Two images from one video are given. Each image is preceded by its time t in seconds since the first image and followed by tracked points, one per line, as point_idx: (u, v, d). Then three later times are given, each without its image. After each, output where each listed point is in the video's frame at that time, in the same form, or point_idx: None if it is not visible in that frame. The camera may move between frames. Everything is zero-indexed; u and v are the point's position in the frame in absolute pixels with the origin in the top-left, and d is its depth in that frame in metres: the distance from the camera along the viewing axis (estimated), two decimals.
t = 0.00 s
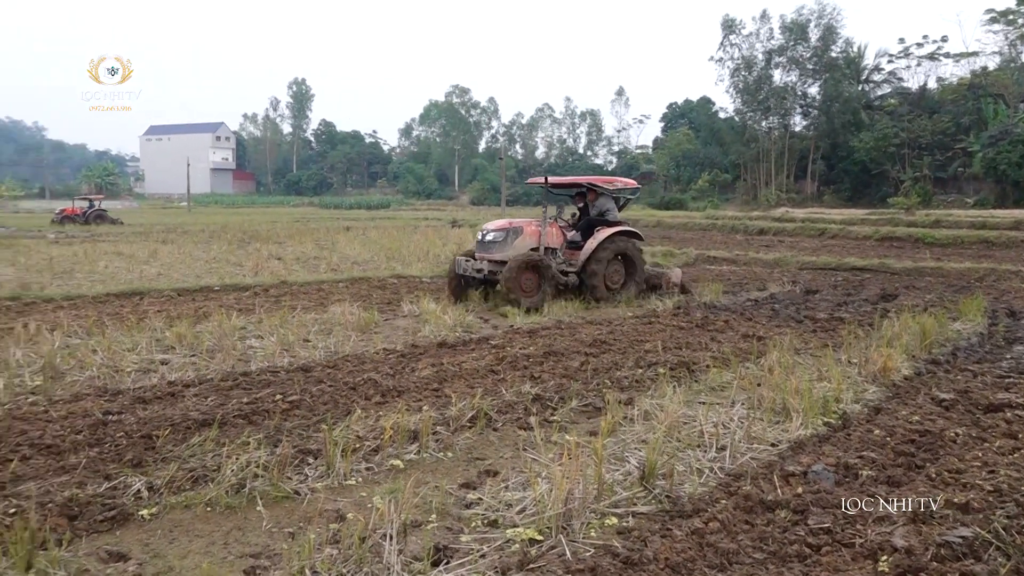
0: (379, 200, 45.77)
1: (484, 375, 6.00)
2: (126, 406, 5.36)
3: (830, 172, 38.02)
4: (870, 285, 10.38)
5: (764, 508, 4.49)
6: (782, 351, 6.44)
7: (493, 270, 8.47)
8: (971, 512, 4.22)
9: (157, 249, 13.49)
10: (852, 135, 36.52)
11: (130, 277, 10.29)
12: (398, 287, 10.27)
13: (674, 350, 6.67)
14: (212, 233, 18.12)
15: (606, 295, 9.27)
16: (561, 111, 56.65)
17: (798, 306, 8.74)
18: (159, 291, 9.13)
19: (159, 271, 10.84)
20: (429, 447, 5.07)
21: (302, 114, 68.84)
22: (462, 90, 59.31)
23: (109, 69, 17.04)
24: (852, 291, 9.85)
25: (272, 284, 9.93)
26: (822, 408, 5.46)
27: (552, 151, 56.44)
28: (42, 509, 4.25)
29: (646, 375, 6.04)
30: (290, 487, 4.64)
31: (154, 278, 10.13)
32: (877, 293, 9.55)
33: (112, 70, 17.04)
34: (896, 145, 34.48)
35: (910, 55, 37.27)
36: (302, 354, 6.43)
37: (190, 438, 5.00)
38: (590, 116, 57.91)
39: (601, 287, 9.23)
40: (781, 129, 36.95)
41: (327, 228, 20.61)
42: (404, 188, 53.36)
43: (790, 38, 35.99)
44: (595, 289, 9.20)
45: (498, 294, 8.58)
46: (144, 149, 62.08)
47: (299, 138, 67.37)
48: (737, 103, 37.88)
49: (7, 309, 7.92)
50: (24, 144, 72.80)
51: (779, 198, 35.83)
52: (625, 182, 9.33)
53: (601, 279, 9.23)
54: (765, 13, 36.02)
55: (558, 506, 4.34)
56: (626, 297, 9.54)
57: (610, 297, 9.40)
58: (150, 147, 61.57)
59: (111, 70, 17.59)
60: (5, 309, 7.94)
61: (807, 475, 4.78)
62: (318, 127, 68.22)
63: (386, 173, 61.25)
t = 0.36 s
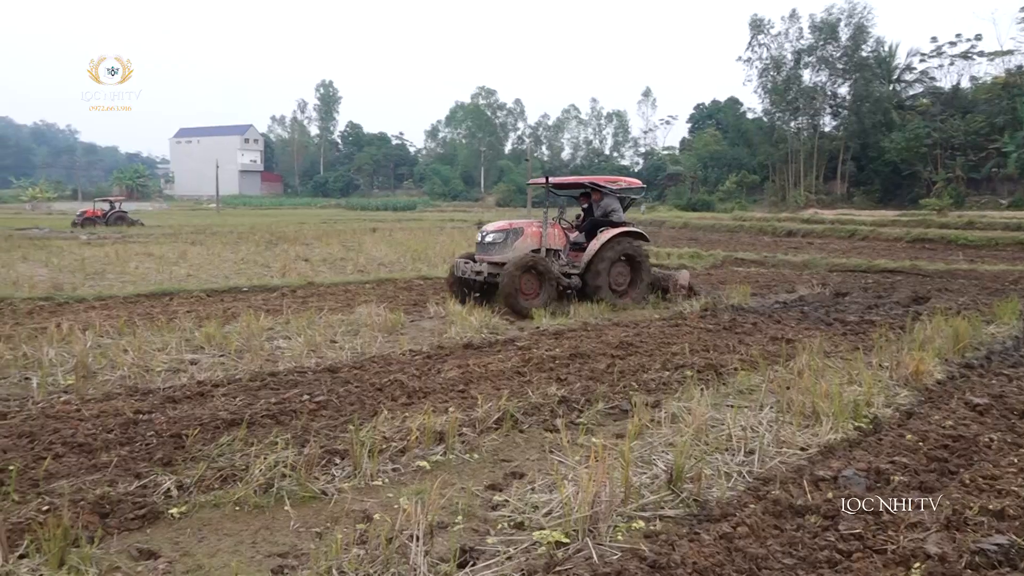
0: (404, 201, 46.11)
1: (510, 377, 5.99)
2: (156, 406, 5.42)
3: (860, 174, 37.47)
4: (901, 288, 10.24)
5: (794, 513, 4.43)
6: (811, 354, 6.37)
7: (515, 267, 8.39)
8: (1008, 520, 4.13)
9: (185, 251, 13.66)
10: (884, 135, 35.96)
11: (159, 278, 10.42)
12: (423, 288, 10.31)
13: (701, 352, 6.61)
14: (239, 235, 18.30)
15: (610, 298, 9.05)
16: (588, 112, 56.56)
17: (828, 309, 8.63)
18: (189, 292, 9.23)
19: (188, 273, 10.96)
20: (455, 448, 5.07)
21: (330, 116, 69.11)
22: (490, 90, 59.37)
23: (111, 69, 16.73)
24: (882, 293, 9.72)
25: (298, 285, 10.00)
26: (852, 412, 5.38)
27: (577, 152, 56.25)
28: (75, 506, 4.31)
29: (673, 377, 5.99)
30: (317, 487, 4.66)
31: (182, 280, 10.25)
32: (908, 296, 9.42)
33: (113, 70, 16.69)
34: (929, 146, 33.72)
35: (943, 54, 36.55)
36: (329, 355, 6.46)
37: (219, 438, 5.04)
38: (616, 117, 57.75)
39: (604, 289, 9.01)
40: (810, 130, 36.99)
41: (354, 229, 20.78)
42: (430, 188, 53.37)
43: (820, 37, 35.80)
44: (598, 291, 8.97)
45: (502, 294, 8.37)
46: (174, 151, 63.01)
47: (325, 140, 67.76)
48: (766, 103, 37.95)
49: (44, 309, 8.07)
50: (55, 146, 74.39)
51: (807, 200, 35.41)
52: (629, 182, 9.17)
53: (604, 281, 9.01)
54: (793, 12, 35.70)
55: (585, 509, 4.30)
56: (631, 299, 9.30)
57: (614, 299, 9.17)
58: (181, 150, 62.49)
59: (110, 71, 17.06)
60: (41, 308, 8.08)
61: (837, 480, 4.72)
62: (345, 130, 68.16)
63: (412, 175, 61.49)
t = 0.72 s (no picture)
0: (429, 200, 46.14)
1: (535, 382, 5.79)
2: (171, 410, 5.27)
3: (900, 170, 36.60)
4: (946, 290, 9.90)
5: (832, 526, 4.19)
6: (850, 359, 6.13)
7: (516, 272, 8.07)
8: None
9: (200, 250, 13.59)
10: (925, 130, 35.54)
11: (174, 278, 10.35)
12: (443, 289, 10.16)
13: (734, 357, 6.38)
14: (255, 234, 18.24)
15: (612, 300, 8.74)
16: (614, 108, 56.15)
17: (868, 312, 8.33)
18: (204, 293, 9.13)
19: (203, 273, 10.87)
20: (478, 455, 4.89)
21: (348, 112, 69.12)
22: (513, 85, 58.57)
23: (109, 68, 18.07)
24: (925, 296, 9.41)
25: (316, 286, 9.88)
26: (894, 420, 5.13)
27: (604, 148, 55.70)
28: (88, 513, 4.18)
29: (704, 383, 5.76)
30: (336, 494, 4.50)
31: (197, 280, 10.17)
32: (952, 299, 9.10)
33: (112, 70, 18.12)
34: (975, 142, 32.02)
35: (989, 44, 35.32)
36: (348, 358, 6.31)
37: (236, 443, 4.89)
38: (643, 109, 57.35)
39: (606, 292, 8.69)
40: (848, 124, 36.28)
41: (375, 228, 20.71)
42: (451, 187, 53.09)
43: (859, 27, 35.00)
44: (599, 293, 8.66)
45: (497, 303, 8.01)
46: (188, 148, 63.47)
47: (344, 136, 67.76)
48: (801, 97, 36.96)
49: (58, 309, 7.99)
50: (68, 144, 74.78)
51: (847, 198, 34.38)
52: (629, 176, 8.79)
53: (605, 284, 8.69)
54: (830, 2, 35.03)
55: (613, 520, 4.10)
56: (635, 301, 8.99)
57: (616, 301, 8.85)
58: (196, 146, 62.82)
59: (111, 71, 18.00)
60: (54, 309, 8.01)
61: (878, 491, 4.48)
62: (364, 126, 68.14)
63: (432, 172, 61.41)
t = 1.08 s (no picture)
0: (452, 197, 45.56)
1: (564, 394, 5.44)
2: (178, 421, 4.98)
3: (962, 165, 34.54)
4: (1012, 296, 9.37)
5: (888, 552, 3.80)
6: (906, 371, 5.73)
7: (505, 271, 7.71)
8: None
9: (207, 252, 13.33)
10: (988, 120, 33.45)
11: (180, 281, 10.10)
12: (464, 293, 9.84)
13: (779, 368, 5.97)
14: (268, 235, 17.96)
15: (614, 307, 8.12)
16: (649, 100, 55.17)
17: (925, 319, 7.86)
18: (212, 297, 8.87)
19: (211, 276, 10.60)
20: (503, 472, 4.56)
21: (364, 104, 69.00)
22: (542, 73, 54.62)
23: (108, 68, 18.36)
24: (988, 302, 8.91)
25: (331, 290, 9.59)
26: (956, 438, 4.74)
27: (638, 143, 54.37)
28: (91, 530, 3.91)
29: (747, 397, 5.38)
30: (352, 512, 4.20)
31: (205, 284, 9.90)
32: (1018, 305, 8.60)
33: (112, 70, 18.35)
34: None
35: None
36: (364, 367, 6.00)
37: (246, 458, 4.60)
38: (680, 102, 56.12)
39: (607, 298, 8.09)
40: (904, 115, 34.99)
41: (393, 229, 20.33)
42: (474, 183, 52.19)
43: (916, 11, 34.29)
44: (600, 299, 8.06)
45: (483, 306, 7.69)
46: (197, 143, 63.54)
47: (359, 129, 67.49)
48: (852, 86, 36.14)
49: (59, 314, 7.75)
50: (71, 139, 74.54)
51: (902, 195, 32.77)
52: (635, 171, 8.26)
53: (607, 288, 8.09)
54: None
55: (650, 544, 3.76)
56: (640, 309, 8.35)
57: (620, 307, 8.24)
58: (204, 142, 63.06)
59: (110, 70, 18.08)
60: (55, 314, 7.77)
61: (938, 515, 4.08)
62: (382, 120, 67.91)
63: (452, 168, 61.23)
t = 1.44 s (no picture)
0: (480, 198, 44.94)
1: (602, 409, 5.11)
2: (191, 435, 4.71)
3: None
4: None
5: None
6: (977, 387, 5.31)
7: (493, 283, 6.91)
8: None
9: (223, 257, 13.10)
10: None
11: (194, 288, 9.87)
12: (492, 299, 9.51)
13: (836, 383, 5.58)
14: (287, 238, 17.69)
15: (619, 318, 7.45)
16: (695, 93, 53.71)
17: (997, 330, 7.36)
18: (228, 305, 8.62)
19: (227, 282, 10.36)
20: (537, 493, 4.25)
21: (387, 99, 68.48)
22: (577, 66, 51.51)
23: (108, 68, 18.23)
24: None
25: (352, 296, 9.32)
26: None
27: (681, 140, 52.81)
28: (100, 551, 3.66)
29: (802, 414, 5.02)
30: (375, 534, 3.91)
31: (220, 290, 9.66)
32: None
33: (112, 70, 18.25)
34: None
35: None
36: (388, 380, 5.70)
37: (264, 475, 4.32)
38: (727, 95, 54.82)
39: (611, 308, 7.42)
40: (973, 108, 32.93)
41: (420, 232, 19.98)
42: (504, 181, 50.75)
43: None
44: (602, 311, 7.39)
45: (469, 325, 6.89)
46: (213, 140, 63.56)
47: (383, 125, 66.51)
48: (916, 78, 34.05)
49: (67, 322, 7.52)
50: (81, 137, 74.46)
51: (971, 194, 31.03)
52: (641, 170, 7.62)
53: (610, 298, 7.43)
54: None
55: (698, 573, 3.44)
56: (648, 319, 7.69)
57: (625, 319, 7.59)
58: (221, 139, 63.02)
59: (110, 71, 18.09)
60: (63, 322, 7.55)
61: (1014, 544, 3.69)
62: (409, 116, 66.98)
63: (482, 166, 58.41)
